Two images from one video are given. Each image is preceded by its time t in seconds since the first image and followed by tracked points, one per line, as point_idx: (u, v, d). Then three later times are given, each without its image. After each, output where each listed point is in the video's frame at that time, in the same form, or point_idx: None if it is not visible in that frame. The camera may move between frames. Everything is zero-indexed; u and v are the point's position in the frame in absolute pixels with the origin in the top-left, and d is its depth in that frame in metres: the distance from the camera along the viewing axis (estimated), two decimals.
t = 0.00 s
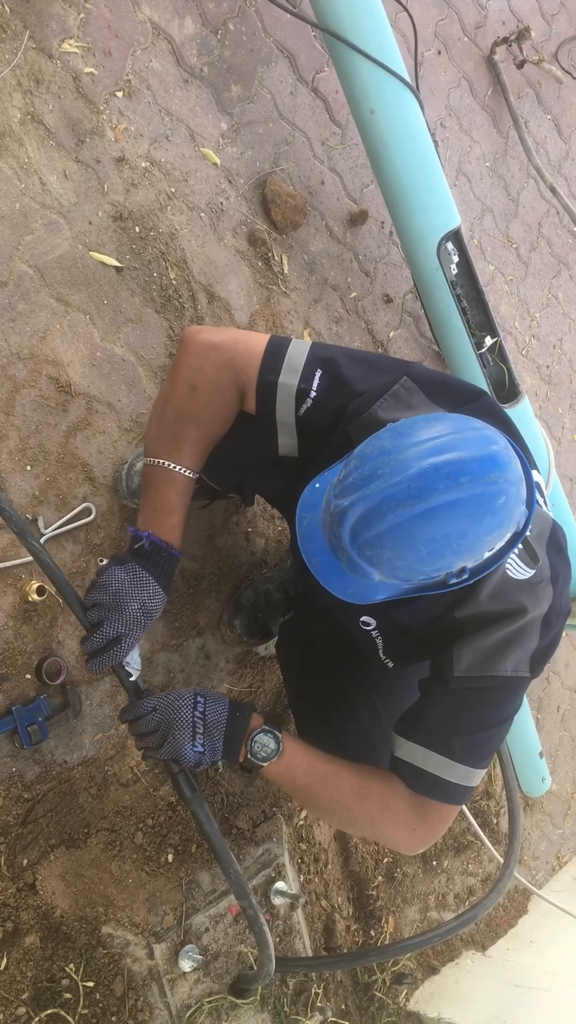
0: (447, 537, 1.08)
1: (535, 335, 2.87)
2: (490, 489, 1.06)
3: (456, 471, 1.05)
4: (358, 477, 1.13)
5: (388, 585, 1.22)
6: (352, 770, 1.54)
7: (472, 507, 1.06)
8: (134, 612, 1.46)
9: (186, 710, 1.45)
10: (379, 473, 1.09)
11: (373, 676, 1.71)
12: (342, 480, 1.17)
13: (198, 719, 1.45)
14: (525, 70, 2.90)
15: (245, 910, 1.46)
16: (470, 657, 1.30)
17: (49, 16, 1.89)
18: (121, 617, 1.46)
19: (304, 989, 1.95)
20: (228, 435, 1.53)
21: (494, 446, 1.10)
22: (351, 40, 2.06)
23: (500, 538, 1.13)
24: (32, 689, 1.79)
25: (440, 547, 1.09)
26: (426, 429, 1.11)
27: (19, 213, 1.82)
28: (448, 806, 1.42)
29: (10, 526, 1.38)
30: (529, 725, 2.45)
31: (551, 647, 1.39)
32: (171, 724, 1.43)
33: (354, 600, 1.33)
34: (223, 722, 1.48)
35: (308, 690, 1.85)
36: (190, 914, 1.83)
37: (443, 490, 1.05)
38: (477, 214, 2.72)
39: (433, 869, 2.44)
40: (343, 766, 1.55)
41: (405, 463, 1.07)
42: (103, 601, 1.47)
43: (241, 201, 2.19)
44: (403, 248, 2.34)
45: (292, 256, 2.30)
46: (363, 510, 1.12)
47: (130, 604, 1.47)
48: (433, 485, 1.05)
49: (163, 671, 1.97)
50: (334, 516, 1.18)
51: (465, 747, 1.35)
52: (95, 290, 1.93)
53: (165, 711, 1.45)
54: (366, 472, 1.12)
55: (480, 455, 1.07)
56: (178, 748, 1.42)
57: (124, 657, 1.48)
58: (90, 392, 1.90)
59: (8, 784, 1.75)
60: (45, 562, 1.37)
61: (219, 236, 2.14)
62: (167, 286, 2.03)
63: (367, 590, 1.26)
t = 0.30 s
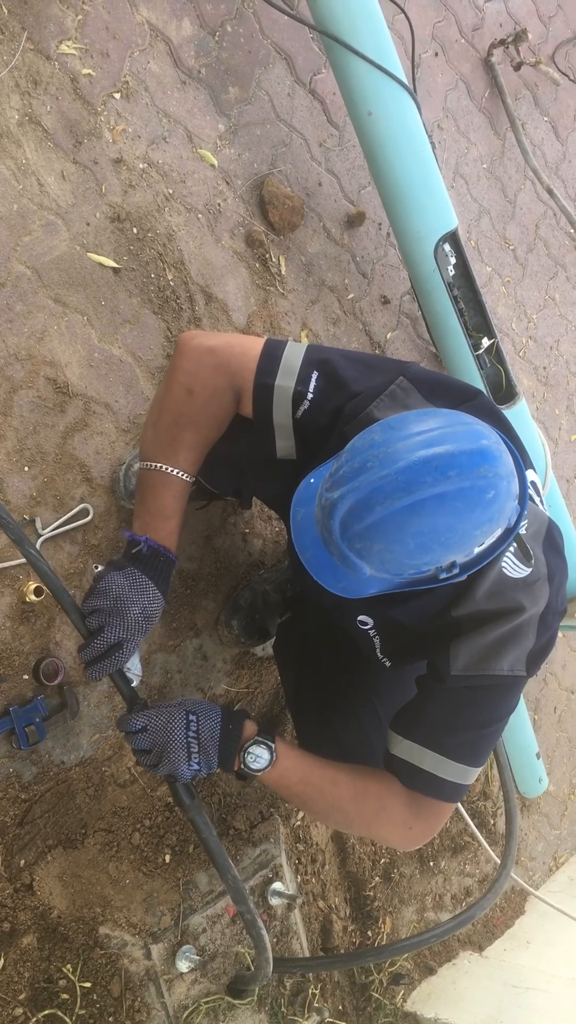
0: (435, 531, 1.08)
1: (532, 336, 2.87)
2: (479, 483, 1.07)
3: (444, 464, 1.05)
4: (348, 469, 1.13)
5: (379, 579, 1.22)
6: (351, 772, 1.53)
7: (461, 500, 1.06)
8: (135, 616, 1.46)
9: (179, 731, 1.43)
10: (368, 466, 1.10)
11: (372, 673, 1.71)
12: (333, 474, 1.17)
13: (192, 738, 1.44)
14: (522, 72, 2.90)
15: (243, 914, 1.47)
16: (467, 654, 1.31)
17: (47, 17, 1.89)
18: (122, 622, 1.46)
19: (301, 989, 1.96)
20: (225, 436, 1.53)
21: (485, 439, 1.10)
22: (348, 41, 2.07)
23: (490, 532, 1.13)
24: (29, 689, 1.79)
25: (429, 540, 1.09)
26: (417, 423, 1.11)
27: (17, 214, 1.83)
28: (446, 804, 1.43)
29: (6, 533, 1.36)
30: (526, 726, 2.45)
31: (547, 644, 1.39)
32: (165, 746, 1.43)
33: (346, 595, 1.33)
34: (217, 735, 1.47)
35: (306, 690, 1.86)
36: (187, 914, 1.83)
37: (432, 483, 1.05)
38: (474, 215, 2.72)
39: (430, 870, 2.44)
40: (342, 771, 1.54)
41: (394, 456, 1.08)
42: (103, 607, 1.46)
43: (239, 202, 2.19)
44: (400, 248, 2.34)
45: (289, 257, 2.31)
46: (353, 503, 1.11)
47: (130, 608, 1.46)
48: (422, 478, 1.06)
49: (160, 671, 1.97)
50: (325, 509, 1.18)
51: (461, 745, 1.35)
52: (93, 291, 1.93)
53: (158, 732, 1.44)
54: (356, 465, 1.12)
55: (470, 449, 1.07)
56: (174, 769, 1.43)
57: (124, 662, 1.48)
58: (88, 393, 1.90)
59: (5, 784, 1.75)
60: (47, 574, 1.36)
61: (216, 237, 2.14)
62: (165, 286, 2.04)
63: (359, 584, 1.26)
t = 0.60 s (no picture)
0: (429, 524, 1.08)
1: (530, 337, 2.87)
2: (473, 475, 1.07)
3: (437, 457, 1.06)
4: (342, 464, 1.13)
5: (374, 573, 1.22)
6: (352, 771, 1.53)
7: (454, 494, 1.07)
8: (132, 619, 1.46)
9: (175, 738, 1.43)
10: (362, 459, 1.10)
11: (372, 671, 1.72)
12: (328, 468, 1.17)
13: (188, 745, 1.44)
14: (520, 73, 2.90)
15: (240, 915, 1.47)
16: (467, 650, 1.31)
17: (46, 18, 1.89)
18: (118, 624, 1.46)
19: (299, 990, 1.96)
20: (223, 437, 1.53)
21: (478, 433, 1.10)
22: (347, 43, 2.07)
23: (485, 526, 1.13)
24: (27, 690, 1.79)
25: (422, 533, 1.09)
26: (410, 417, 1.11)
27: (15, 214, 1.83)
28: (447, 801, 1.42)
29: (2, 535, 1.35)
30: (524, 727, 2.45)
31: (547, 641, 1.39)
32: (161, 754, 1.44)
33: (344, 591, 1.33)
34: (215, 741, 1.46)
35: (303, 690, 1.85)
36: (186, 915, 1.83)
37: (424, 476, 1.06)
38: (472, 217, 2.73)
39: (428, 871, 2.44)
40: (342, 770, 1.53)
41: (387, 449, 1.08)
42: (100, 608, 1.45)
43: (237, 204, 2.20)
44: (399, 249, 2.34)
45: (288, 258, 2.31)
46: (347, 497, 1.12)
47: (128, 611, 1.46)
48: (415, 471, 1.06)
49: (159, 672, 1.97)
50: (320, 504, 1.18)
51: (461, 742, 1.35)
52: (91, 292, 1.93)
53: (153, 738, 1.44)
54: (350, 459, 1.12)
55: (463, 442, 1.07)
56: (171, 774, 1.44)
57: (120, 663, 1.49)
58: (86, 394, 1.90)
59: (3, 785, 1.75)
60: (44, 578, 1.36)
61: (215, 238, 2.14)
62: (164, 288, 2.04)
63: (356, 579, 1.26)
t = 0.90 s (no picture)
0: (425, 508, 1.08)
1: (530, 337, 2.87)
2: (468, 458, 1.07)
3: (433, 439, 1.06)
4: (339, 448, 1.13)
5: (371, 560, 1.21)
6: (349, 756, 1.53)
7: (450, 476, 1.06)
8: (138, 619, 1.45)
9: (200, 715, 1.45)
10: (357, 443, 1.10)
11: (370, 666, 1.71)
12: (325, 454, 1.17)
13: (212, 721, 1.46)
14: (520, 73, 2.90)
15: (240, 917, 1.49)
16: (461, 643, 1.31)
17: (45, 18, 1.90)
18: (124, 625, 1.45)
19: (298, 990, 1.96)
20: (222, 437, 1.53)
21: (475, 418, 1.10)
22: (346, 44, 2.07)
23: (482, 511, 1.13)
24: (26, 690, 1.79)
25: (419, 517, 1.09)
26: (406, 401, 1.11)
27: (15, 214, 1.83)
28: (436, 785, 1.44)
29: (6, 538, 1.34)
30: (523, 727, 2.45)
31: (546, 638, 1.38)
32: (189, 731, 1.43)
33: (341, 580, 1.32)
34: (233, 717, 1.49)
35: (303, 689, 1.87)
36: (185, 915, 1.83)
37: (420, 458, 1.06)
38: (471, 217, 2.73)
39: (427, 871, 2.44)
40: (342, 751, 1.55)
41: (383, 432, 1.08)
42: (105, 609, 1.45)
43: (237, 204, 2.19)
44: (397, 248, 2.34)
45: (287, 258, 2.31)
46: (343, 480, 1.11)
47: (133, 611, 1.45)
48: (410, 454, 1.06)
49: (158, 672, 1.97)
50: (317, 489, 1.18)
51: (455, 734, 1.35)
52: (91, 292, 1.93)
53: (178, 720, 1.43)
54: (346, 443, 1.12)
55: (458, 425, 1.08)
56: (201, 753, 1.43)
57: (126, 665, 1.46)
58: (85, 394, 1.90)
59: (2, 785, 1.75)
60: (47, 577, 1.35)
61: (214, 238, 2.14)
62: (163, 288, 2.04)
63: (352, 567, 1.25)
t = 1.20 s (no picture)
0: (428, 511, 1.07)
1: (529, 336, 2.87)
2: (470, 462, 1.07)
3: (434, 443, 1.06)
4: (340, 454, 1.13)
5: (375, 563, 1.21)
6: (346, 756, 1.53)
7: (452, 480, 1.06)
8: (141, 623, 1.45)
9: (183, 738, 1.45)
10: (359, 448, 1.10)
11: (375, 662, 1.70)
12: (326, 460, 1.17)
13: (196, 743, 1.46)
14: (519, 72, 2.90)
15: (238, 921, 1.49)
16: (463, 637, 1.32)
17: (44, 16, 1.89)
18: (128, 629, 1.44)
19: (297, 990, 1.95)
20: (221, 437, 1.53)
21: (474, 420, 1.10)
22: (346, 42, 2.07)
23: (484, 513, 1.12)
24: (25, 689, 1.79)
25: (422, 521, 1.08)
26: (406, 405, 1.11)
27: (13, 213, 1.82)
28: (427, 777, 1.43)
29: (10, 541, 1.34)
30: (523, 726, 2.45)
31: (545, 634, 1.39)
32: (170, 755, 1.44)
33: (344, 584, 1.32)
34: (221, 734, 1.49)
35: (303, 688, 1.87)
36: (184, 915, 1.83)
37: (421, 463, 1.06)
38: (470, 215, 2.73)
39: (426, 870, 2.44)
40: (342, 756, 1.54)
41: (384, 438, 1.08)
42: (107, 614, 1.44)
43: (236, 202, 2.19)
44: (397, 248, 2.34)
45: (286, 257, 2.30)
46: (344, 487, 1.11)
47: (136, 615, 1.45)
48: (412, 459, 1.06)
49: (157, 671, 1.96)
50: (319, 495, 1.18)
51: (454, 730, 1.36)
52: (89, 291, 1.93)
53: (161, 743, 1.44)
54: (347, 449, 1.12)
55: (458, 429, 1.08)
56: (182, 775, 1.45)
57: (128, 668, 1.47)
58: (84, 393, 1.90)
59: (1, 784, 1.75)
60: (51, 582, 1.35)
61: (213, 237, 2.14)
62: (162, 286, 2.04)
63: (356, 571, 1.25)
